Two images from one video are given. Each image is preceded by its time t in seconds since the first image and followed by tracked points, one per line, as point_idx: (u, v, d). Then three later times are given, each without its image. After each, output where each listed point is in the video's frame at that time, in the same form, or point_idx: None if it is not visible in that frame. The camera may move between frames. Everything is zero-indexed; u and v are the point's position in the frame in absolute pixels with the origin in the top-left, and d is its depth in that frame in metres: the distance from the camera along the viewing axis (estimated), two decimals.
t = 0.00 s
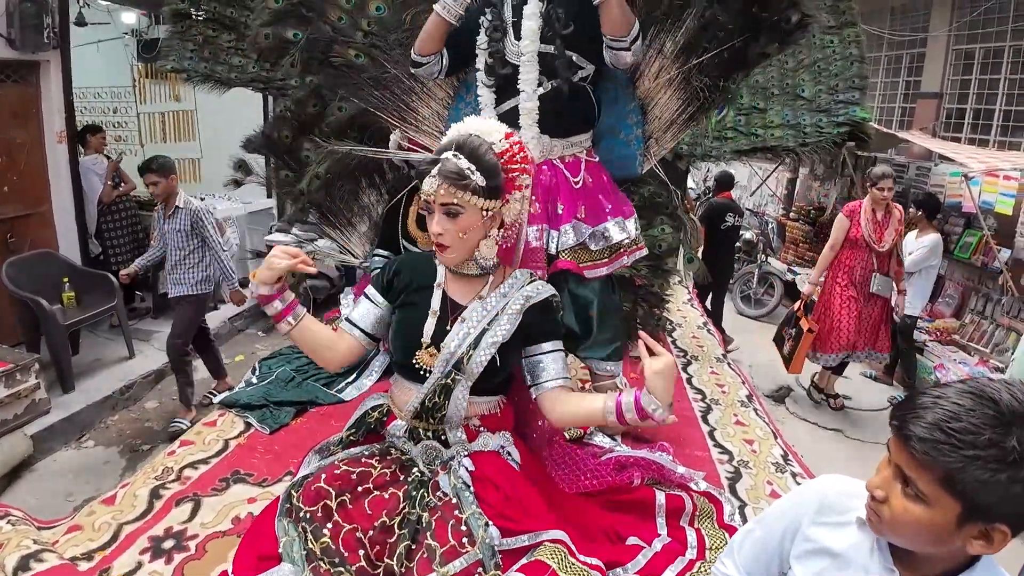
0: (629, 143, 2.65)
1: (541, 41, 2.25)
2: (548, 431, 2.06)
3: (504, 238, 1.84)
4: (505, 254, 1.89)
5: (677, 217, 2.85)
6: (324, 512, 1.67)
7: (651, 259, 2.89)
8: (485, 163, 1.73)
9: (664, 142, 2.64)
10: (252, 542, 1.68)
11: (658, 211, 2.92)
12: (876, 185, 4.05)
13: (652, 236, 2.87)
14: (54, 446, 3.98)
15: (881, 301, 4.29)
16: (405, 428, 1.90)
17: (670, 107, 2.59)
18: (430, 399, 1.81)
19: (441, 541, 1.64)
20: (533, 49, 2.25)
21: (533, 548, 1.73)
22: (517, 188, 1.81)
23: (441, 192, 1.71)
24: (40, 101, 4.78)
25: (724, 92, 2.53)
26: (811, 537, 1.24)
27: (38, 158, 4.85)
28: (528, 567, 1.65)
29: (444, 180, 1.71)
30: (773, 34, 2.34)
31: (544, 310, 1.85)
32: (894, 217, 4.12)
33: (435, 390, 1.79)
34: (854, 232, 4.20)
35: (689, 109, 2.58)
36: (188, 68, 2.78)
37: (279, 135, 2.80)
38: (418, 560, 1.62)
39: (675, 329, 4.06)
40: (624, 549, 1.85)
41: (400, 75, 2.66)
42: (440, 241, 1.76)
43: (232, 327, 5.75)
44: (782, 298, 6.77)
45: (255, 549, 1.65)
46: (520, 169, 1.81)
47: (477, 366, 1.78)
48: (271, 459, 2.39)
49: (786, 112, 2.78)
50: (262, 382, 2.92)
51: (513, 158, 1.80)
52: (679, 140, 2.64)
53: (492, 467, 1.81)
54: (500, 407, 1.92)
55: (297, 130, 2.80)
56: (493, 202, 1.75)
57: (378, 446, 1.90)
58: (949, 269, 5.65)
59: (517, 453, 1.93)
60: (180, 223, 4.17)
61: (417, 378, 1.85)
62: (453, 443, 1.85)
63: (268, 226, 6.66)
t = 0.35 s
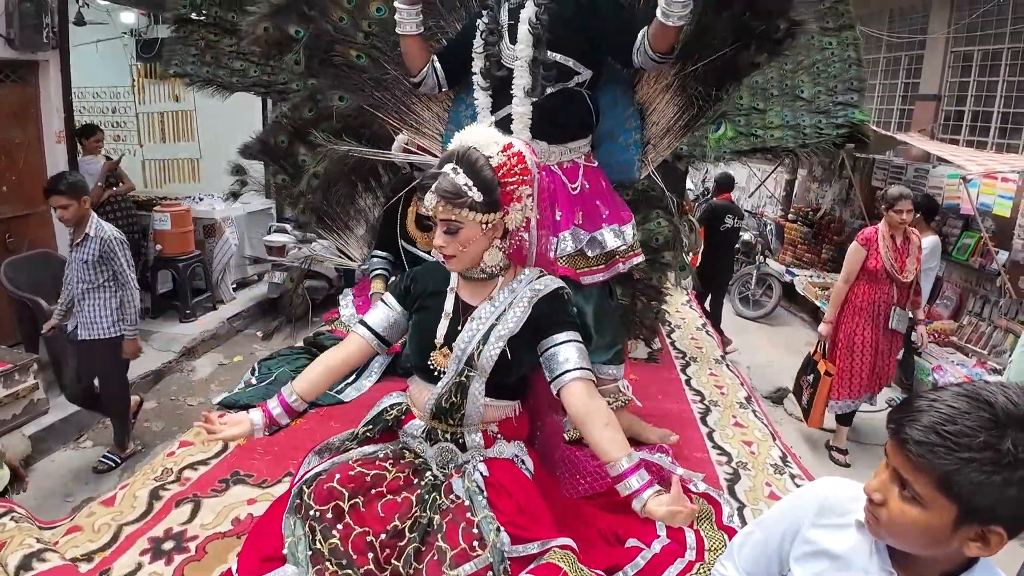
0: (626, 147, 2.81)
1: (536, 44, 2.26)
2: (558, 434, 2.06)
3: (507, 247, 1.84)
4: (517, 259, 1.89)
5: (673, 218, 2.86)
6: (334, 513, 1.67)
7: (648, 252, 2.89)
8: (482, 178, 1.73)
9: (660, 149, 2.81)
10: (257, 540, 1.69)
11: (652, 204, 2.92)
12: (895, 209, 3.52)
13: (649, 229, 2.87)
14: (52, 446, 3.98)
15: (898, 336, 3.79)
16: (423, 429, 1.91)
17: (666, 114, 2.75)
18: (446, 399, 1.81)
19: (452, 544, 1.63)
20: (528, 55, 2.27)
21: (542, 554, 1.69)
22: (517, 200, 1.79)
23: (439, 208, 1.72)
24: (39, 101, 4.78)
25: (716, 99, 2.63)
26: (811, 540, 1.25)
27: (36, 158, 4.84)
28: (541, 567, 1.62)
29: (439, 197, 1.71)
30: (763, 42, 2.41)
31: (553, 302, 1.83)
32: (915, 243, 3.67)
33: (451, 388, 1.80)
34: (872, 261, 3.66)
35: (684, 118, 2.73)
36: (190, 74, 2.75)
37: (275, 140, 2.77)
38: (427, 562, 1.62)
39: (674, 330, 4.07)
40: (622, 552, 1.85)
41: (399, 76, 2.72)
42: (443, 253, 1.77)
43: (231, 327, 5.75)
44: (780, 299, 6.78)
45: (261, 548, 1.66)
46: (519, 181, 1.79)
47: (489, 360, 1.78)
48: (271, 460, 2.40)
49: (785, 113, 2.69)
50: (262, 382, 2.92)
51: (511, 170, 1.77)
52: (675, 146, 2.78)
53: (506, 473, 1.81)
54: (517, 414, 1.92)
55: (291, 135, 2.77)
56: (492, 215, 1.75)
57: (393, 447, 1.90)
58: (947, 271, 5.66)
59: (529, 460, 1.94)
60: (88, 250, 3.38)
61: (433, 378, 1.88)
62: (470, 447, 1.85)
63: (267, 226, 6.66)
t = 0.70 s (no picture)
0: (622, 139, 2.63)
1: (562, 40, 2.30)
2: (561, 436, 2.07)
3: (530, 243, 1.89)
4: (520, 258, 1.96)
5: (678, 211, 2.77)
6: (339, 513, 1.67)
7: (649, 250, 2.89)
8: (517, 172, 1.76)
9: (657, 137, 2.69)
10: (263, 541, 1.69)
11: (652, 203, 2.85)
12: (942, 227, 3.15)
13: (648, 229, 2.83)
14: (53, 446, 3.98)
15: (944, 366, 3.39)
16: (426, 432, 1.92)
17: (662, 101, 2.63)
18: (450, 398, 1.81)
19: (456, 544, 1.63)
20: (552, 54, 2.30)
21: (546, 555, 1.69)
22: (541, 194, 1.86)
23: (479, 204, 1.73)
24: (40, 101, 4.78)
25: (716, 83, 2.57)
26: (814, 541, 1.25)
27: (37, 159, 4.84)
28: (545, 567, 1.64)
29: (482, 192, 1.72)
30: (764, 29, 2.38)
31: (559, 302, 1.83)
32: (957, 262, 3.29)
33: (455, 386, 1.81)
34: (917, 285, 3.29)
35: (683, 102, 2.65)
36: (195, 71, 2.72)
37: (277, 142, 2.79)
38: (432, 561, 1.62)
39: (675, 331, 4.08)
40: (626, 553, 1.86)
41: (384, 79, 2.66)
42: (477, 250, 1.78)
43: (231, 327, 5.75)
44: (780, 300, 6.78)
45: (266, 549, 1.66)
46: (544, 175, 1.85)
47: (492, 361, 1.79)
48: (274, 461, 2.40)
49: (789, 116, 2.75)
50: (264, 383, 2.92)
51: (539, 165, 1.83)
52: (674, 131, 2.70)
53: (512, 472, 1.82)
54: (519, 415, 1.93)
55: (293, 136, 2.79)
56: (524, 209, 1.79)
57: (397, 448, 1.91)
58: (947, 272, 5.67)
59: (533, 460, 1.94)
60: None
61: (433, 377, 1.87)
62: (472, 448, 1.86)
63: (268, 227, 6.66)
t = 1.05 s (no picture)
0: (611, 142, 2.56)
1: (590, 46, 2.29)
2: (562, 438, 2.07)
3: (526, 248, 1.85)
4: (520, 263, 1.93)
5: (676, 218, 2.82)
6: (339, 514, 1.67)
7: (650, 251, 2.92)
8: (511, 176, 1.74)
9: (648, 141, 2.58)
10: (265, 542, 1.70)
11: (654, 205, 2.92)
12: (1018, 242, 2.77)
13: (650, 229, 2.89)
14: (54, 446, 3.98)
15: None
16: (430, 430, 1.91)
17: (655, 105, 2.54)
18: (459, 399, 1.83)
19: (458, 546, 1.62)
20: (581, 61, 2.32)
21: (547, 557, 1.71)
22: (540, 199, 1.83)
23: (471, 206, 1.73)
24: (41, 101, 4.78)
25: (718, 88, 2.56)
26: (817, 543, 1.25)
27: (38, 159, 4.84)
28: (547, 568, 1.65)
29: (473, 195, 1.72)
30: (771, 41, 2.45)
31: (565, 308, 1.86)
32: None
33: (465, 389, 1.81)
34: (985, 306, 2.94)
35: (678, 107, 2.54)
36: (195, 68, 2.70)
37: (278, 143, 2.80)
38: (434, 563, 1.61)
39: (676, 332, 4.08)
40: (626, 556, 1.85)
41: (375, 84, 2.56)
42: (470, 252, 1.78)
43: (232, 327, 5.75)
44: (780, 301, 6.78)
45: (267, 550, 1.68)
46: (542, 180, 1.83)
47: (506, 364, 1.79)
48: (276, 462, 2.40)
49: (792, 120, 2.76)
50: (265, 384, 2.92)
51: (535, 170, 1.82)
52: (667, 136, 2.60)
53: (517, 474, 1.82)
54: (523, 418, 1.93)
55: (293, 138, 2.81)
56: (520, 213, 1.76)
57: (399, 448, 1.91)
58: (948, 273, 5.67)
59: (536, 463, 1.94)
60: None
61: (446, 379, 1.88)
62: (476, 449, 1.86)
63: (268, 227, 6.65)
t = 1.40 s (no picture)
0: (610, 151, 2.59)
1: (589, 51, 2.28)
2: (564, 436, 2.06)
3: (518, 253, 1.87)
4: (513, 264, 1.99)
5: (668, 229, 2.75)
6: (351, 510, 1.66)
7: (650, 251, 2.90)
8: (505, 184, 1.75)
9: (648, 153, 2.69)
10: (271, 538, 1.70)
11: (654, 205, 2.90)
12: None
13: (650, 230, 2.88)
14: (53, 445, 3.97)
15: None
16: (439, 425, 1.91)
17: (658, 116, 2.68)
18: (456, 401, 1.81)
19: (463, 542, 1.63)
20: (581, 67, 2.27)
21: (550, 557, 1.68)
22: (532, 207, 1.83)
23: (466, 212, 1.73)
24: (41, 101, 4.77)
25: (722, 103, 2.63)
26: (818, 542, 1.24)
27: (37, 159, 4.83)
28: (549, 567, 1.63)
29: (467, 203, 1.73)
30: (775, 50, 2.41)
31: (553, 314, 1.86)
32: None
33: (459, 389, 1.81)
34: None
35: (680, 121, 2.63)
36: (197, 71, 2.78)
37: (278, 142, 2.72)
38: (437, 560, 1.61)
39: (676, 333, 4.07)
40: (626, 556, 1.84)
41: (385, 76, 2.61)
42: (464, 256, 1.77)
43: (232, 327, 5.75)
44: (780, 302, 6.77)
45: (274, 546, 1.68)
46: (536, 189, 1.83)
47: (493, 363, 1.80)
48: (275, 461, 2.40)
49: (791, 121, 2.77)
50: (265, 384, 2.92)
51: (530, 179, 1.81)
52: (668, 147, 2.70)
53: (523, 470, 1.81)
54: (529, 412, 1.94)
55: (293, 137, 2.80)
56: (513, 221, 1.77)
57: (408, 445, 1.91)
58: (948, 273, 5.67)
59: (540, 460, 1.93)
60: None
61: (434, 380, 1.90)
62: (485, 442, 1.85)
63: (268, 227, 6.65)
